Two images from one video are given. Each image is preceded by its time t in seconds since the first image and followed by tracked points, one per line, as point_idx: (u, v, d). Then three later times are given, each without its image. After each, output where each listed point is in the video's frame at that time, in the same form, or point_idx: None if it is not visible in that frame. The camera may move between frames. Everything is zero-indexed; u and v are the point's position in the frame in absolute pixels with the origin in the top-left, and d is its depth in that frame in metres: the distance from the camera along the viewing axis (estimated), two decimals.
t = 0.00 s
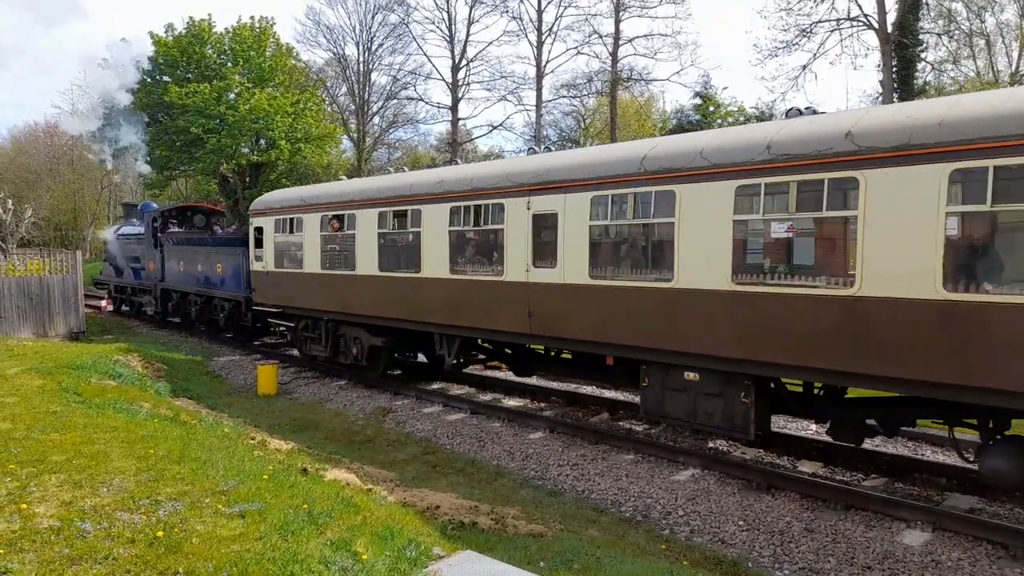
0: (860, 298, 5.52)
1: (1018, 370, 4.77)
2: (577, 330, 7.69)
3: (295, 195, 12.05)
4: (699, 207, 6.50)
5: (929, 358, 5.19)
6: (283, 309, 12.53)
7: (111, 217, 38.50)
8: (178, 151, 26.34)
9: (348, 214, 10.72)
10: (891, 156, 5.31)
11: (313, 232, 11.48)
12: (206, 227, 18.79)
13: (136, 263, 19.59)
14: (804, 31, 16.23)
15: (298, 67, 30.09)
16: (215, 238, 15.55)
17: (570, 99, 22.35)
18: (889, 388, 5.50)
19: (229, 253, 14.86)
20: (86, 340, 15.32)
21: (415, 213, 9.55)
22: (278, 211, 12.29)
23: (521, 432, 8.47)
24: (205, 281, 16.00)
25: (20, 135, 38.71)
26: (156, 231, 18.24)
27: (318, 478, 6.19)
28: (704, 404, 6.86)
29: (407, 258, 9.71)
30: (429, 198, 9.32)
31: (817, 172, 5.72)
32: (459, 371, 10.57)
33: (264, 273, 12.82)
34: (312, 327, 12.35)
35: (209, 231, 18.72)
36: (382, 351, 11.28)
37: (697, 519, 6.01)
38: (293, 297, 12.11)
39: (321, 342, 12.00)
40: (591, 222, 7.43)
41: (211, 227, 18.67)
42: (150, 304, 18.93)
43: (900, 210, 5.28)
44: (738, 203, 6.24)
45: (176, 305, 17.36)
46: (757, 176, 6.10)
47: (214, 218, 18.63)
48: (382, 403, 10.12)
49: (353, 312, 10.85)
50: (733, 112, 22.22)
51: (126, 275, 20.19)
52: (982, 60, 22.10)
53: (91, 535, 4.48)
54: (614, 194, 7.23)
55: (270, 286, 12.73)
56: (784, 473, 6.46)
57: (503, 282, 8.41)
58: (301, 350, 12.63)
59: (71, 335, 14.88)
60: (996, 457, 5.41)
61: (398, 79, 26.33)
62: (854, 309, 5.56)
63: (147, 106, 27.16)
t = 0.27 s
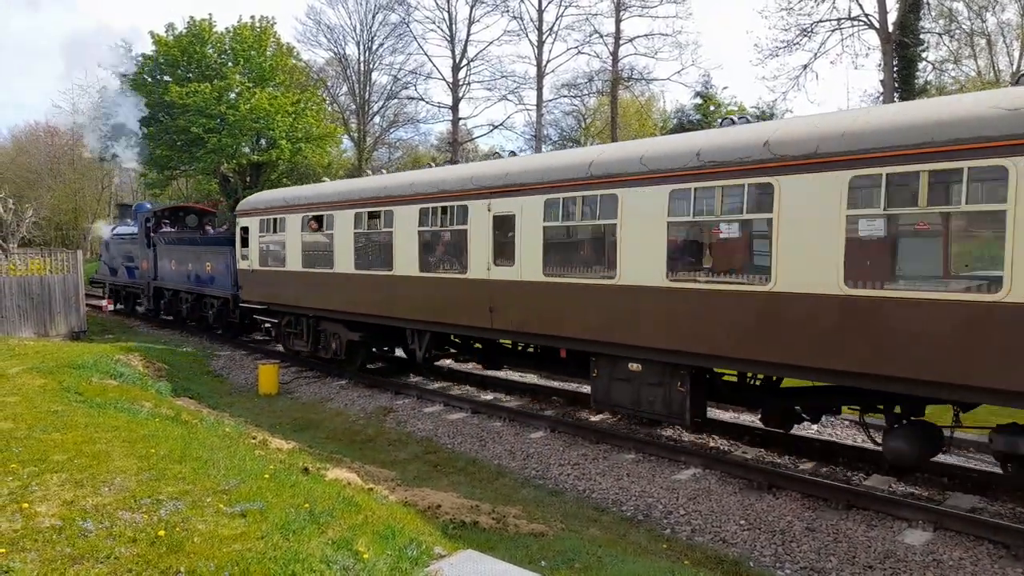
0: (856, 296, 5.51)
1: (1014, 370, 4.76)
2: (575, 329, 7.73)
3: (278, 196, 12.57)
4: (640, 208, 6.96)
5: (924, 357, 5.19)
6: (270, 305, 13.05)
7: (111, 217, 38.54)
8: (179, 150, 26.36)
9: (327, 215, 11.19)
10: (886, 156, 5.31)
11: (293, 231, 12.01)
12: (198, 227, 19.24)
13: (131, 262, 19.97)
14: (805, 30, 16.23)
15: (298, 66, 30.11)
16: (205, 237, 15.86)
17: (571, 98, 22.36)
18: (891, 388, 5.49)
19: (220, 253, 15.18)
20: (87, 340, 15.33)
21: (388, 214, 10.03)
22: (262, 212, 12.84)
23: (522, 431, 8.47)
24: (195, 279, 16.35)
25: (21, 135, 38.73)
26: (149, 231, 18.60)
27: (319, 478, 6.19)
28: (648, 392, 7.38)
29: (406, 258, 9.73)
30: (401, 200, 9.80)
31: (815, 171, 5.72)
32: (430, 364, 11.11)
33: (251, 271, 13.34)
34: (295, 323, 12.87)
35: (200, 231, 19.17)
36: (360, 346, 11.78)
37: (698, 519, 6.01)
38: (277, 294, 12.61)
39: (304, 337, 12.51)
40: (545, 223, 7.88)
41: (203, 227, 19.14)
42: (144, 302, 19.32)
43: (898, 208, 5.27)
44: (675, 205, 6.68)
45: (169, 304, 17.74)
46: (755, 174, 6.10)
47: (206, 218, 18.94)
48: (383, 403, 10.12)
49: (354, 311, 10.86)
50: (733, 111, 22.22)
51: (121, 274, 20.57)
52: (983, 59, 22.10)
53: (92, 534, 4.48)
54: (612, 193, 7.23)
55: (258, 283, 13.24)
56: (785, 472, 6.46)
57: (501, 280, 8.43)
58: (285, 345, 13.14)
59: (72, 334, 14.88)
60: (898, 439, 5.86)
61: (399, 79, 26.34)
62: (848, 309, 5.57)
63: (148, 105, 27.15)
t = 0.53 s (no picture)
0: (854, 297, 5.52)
1: (1011, 372, 4.77)
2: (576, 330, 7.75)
3: (265, 198, 13.04)
4: (589, 211, 7.46)
5: (923, 358, 5.20)
6: (258, 305, 13.48)
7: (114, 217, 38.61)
8: (182, 151, 26.40)
9: (310, 215, 11.68)
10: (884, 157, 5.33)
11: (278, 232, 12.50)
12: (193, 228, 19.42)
13: (126, 262, 20.29)
14: (807, 31, 16.21)
15: (300, 67, 30.16)
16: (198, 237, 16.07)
17: (573, 99, 22.36)
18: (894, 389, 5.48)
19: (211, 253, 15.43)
20: (89, 340, 15.35)
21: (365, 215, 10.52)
22: (250, 213, 13.31)
23: (524, 432, 8.47)
24: (188, 278, 16.66)
25: (24, 135, 38.79)
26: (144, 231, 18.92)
27: (321, 478, 6.19)
28: (597, 383, 7.86)
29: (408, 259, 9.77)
30: (378, 202, 10.29)
31: (814, 172, 5.73)
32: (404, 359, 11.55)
33: (239, 271, 13.79)
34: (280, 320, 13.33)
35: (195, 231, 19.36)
36: (341, 342, 12.21)
37: (700, 520, 6.00)
38: (263, 293, 13.06)
39: (288, 334, 12.95)
40: (505, 224, 8.38)
41: (197, 228, 19.32)
42: (139, 301, 19.65)
43: (897, 208, 5.27)
44: (620, 207, 7.20)
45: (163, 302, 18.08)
46: (754, 175, 6.12)
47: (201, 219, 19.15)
48: (385, 403, 10.12)
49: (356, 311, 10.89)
50: (736, 112, 22.19)
51: (117, 274, 20.89)
52: (987, 60, 22.05)
53: (95, 534, 4.49)
54: (612, 194, 7.26)
55: (246, 282, 13.67)
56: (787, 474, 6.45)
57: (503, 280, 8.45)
58: (272, 342, 13.60)
59: (75, 335, 14.89)
60: (817, 423, 6.36)
61: (401, 80, 26.36)
62: (847, 309, 5.57)
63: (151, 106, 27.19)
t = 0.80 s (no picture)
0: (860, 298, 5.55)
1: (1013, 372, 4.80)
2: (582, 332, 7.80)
3: (255, 203, 13.55)
4: (549, 216, 8.02)
5: (928, 360, 5.22)
6: (250, 306, 13.96)
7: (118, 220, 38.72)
8: (186, 154, 26.48)
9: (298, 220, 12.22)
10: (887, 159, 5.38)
11: (267, 235, 13.04)
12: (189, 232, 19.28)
13: (124, 265, 20.63)
14: (810, 32, 16.21)
15: (303, 70, 30.24)
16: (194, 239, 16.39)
17: (576, 100, 22.37)
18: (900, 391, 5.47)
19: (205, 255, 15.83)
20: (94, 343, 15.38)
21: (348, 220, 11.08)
22: (241, 217, 13.83)
23: (529, 434, 8.47)
24: (183, 280, 17.01)
25: (29, 139, 38.90)
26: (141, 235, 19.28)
27: (326, 481, 6.19)
28: (557, 378, 8.49)
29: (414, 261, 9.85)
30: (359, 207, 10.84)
31: (819, 173, 5.77)
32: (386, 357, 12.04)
33: (230, 272, 14.32)
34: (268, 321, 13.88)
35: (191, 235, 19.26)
36: (326, 341, 12.75)
37: (705, 522, 6.00)
38: (256, 294, 13.58)
39: (277, 334, 13.45)
40: (474, 227, 8.94)
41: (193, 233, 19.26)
42: (136, 304, 20.03)
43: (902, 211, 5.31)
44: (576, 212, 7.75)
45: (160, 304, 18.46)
46: (757, 178, 6.18)
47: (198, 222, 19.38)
48: (390, 406, 10.12)
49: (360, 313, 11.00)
50: (739, 113, 22.19)
51: (116, 276, 21.21)
52: (990, 60, 22.01)
53: (101, 537, 4.50)
54: (620, 196, 7.32)
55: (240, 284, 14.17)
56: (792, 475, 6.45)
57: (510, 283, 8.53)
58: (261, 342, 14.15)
59: (80, 338, 14.92)
60: (749, 412, 6.87)
61: (404, 82, 26.42)
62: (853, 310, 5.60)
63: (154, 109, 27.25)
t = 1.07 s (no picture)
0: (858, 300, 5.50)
1: (1010, 378, 4.77)
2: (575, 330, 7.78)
3: (242, 202, 14.02)
4: (507, 218, 8.43)
5: (926, 363, 5.16)
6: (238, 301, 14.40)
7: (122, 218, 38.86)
8: (190, 152, 26.54)
9: (281, 219, 12.65)
10: (885, 159, 5.32)
11: (253, 234, 13.53)
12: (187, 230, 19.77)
13: (122, 263, 20.95)
14: (815, 31, 16.16)
15: (307, 68, 30.28)
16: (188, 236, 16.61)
17: (579, 99, 22.34)
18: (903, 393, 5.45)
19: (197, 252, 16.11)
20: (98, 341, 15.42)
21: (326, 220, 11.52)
22: (231, 215, 14.32)
23: (531, 433, 8.47)
24: (179, 277, 17.41)
25: (33, 138, 38.93)
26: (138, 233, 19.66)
27: (328, 479, 6.20)
28: (518, 369, 8.83)
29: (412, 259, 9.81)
30: (336, 208, 11.27)
31: (820, 173, 5.69)
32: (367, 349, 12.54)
33: (222, 269, 14.83)
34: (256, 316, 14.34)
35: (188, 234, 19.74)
36: (310, 336, 13.18)
37: (707, 522, 5.99)
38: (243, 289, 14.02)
39: (264, 328, 13.95)
40: (442, 228, 9.36)
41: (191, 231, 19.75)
42: (133, 299, 20.45)
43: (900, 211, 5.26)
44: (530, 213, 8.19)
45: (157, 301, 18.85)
46: (756, 177, 6.10)
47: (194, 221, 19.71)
48: (392, 404, 10.13)
49: (349, 309, 11.12)
50: (743, 112, 22.16)
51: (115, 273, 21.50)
52: (996, 60, 21.94)
53: (104, 534, 4.51)
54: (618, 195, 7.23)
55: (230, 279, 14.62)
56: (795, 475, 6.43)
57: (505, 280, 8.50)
58: (250, 337, 14.60)
59: (84, 336, 14.96)
60: (687, 400, 7.22)
61: (408, 81, 26.43)
62: (850, 311, 5.55)
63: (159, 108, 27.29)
